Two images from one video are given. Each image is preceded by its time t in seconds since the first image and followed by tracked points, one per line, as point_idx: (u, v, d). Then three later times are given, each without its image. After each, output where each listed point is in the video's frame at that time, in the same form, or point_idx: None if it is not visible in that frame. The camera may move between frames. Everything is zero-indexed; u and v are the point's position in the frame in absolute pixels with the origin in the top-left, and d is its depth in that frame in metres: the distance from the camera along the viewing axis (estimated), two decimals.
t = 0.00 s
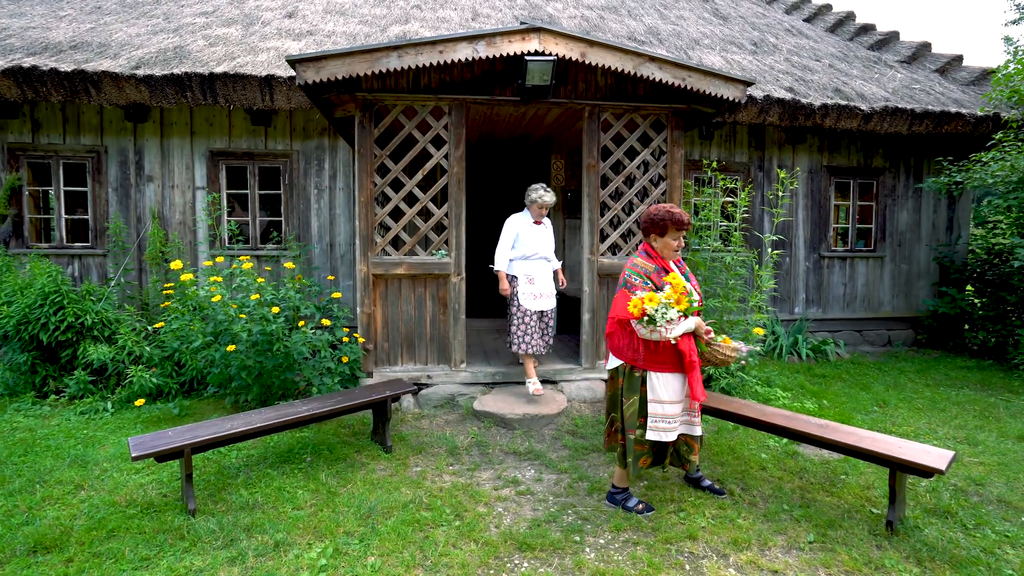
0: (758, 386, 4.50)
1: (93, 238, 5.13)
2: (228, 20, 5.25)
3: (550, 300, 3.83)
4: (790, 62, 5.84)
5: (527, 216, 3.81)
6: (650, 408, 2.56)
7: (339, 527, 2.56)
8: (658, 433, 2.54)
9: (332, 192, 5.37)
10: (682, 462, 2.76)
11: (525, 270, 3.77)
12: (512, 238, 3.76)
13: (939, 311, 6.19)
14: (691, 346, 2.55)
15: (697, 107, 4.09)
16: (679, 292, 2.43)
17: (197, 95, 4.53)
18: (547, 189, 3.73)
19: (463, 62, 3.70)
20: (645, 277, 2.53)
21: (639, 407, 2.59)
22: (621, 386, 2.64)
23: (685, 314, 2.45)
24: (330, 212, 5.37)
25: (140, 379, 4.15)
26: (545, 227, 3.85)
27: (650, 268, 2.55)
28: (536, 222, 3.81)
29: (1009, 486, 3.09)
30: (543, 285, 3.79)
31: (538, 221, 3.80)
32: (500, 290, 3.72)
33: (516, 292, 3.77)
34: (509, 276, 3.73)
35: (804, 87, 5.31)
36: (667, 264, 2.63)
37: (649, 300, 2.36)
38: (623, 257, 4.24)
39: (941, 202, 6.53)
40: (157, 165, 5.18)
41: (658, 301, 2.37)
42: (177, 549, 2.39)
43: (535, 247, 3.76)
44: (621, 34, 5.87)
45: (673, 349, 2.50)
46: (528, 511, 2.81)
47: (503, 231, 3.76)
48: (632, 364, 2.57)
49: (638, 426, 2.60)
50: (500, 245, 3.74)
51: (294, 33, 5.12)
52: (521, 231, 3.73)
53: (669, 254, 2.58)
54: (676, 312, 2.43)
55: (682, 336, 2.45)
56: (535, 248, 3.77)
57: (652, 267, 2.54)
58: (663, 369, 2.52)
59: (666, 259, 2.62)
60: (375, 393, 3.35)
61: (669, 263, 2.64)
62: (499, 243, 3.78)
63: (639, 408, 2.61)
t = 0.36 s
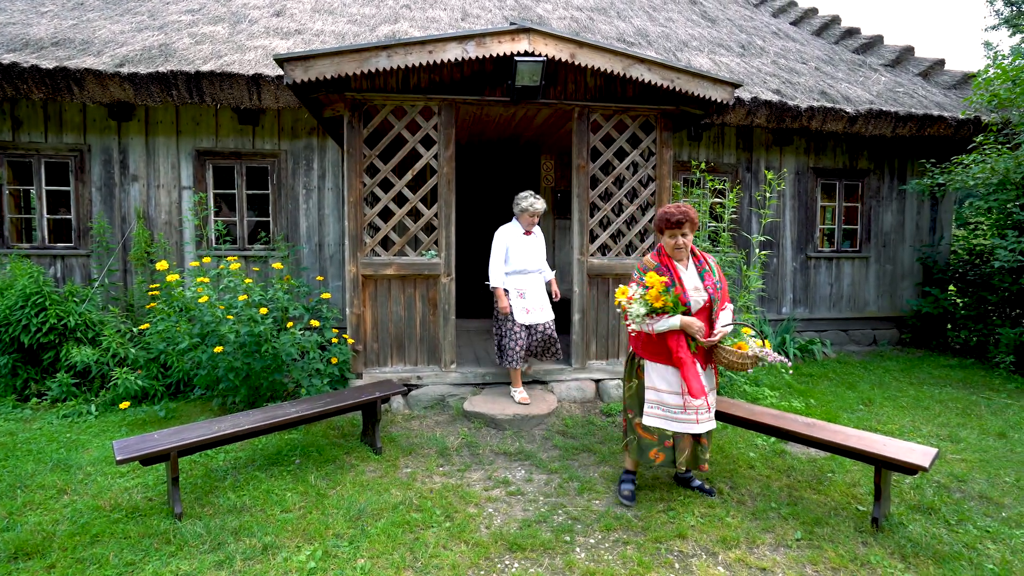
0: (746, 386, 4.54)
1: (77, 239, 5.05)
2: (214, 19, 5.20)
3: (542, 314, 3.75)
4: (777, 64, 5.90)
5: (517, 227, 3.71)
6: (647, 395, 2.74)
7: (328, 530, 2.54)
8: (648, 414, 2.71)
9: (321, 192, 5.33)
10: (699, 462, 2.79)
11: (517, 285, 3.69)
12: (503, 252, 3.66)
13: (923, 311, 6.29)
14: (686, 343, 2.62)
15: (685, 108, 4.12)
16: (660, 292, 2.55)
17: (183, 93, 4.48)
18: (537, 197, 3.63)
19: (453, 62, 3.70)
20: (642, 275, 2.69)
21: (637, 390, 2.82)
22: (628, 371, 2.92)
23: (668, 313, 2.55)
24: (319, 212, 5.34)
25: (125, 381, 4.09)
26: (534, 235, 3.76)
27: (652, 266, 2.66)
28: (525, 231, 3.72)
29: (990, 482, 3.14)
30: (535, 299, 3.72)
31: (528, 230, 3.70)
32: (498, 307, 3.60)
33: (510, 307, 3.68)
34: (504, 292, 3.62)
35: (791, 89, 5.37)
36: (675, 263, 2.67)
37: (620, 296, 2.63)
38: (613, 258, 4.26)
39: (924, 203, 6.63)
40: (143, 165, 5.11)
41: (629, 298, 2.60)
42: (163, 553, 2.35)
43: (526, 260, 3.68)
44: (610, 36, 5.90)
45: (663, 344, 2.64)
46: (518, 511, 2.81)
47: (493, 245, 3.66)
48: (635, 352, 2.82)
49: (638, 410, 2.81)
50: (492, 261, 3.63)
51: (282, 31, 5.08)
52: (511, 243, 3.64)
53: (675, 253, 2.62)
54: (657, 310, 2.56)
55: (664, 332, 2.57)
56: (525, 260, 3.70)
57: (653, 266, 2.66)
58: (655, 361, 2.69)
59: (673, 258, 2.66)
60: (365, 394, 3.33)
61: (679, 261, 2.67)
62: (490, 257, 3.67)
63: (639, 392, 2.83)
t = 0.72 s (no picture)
0: (738, 386, 4.57)
1: (65, 239, 4.99)
2: (205, 17, 5.16)
3: (538, 316, 3.70)
4: (769, 66, 5.94)
5: (517, 226, 3.64)
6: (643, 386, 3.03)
7: (321, 531, 2.53)
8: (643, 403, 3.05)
9: (313, 192, 5.30)
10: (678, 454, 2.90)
11: (512, 285, 3.65)
12: (500, 251, 3.63)
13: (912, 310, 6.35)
14: (660, 340, 2.79)
15: (678, 109, 4.14)
16: (632, 291, 2.87)
17: (173, 92, 4.44)
18: (536, 194, 3.53)
19: (446, 62, 3.69)
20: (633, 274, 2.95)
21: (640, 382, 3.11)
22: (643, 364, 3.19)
23: (641, 310, 2.83)
24: (311, 212, 5.31)
25: (115, 383, 4.05)
26: (535, 235, 3.68)
27: (639, 266, 2.89)
28: (526, 231, 3.65)
29: (978, 479, 3.18)
30: (532, 301, 3.66)
31: (528, 231, 3.63)
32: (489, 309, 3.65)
33: (503, 307, 3.67)
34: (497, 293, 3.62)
35: (782, 91, 5.41)
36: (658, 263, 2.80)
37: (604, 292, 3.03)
38: (606, 258, 4.27)
39: (913, 204, 6.71)
40: (133, 164, 5.06)
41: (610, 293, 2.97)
42: (153, 557, 2.33)
43: (524, 261, 3.60)
44: (604, 37, 5.91)
45: (643, 339, 2.90)
46: (512, 511, 2.81)
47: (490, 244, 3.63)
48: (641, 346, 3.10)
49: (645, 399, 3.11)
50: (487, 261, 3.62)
51: (274, 30, 5.05)
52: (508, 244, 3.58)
53: (656, 253, 2.74)
54: (632, 307, 2.89)
55: (638, 328, 2.85)
56: (524, 261, 3.62)
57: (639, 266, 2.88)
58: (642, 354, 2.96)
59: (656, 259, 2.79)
60: (358, 395, 3.32)
61: (663, 262, 2.78)
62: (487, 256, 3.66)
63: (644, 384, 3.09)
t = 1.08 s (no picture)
0: (731, 385, 4.59)
1: (54, 239, 4.93)
2: (197, 15, 5.12)
3: (536, 317, 3.69)
4: (761, 67, 5.98)
5: (516, 226, 3.64)
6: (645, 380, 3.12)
7: (314, 533, 2.52)
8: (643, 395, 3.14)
9: (306, 192, 5.28)
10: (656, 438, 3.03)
11: (511, 287, 3.63)
12: (498, 251, 3.63)
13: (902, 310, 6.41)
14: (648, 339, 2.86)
15: (671, 109, 4.15)
16: (623, 291, 2.89)
17: (164, 91, 4.40)
18: (534, 193, 3.54)
19: (440, 62, 3.68)
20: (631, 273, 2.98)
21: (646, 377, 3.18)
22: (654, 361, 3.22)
23: (632, 309, 2.89)
24: (304, 212, 5.28)
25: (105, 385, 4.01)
26: (535, 235, 3.67)
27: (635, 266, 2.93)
28: (525, 231, 3.64)
29: (966, 477, 3.22)
30: (530, 302, 3.65)
31: (527, 230, 3.62)
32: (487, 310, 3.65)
33: (502, 309, 3.65)
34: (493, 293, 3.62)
35: (774, 92, 5.44)
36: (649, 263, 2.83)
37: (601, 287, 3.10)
38: (599, 258, 4.28)
39: (903, 205, 6.78)
40: (123, 164, 5.01)
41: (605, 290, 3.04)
42: (144, 560, 2.31)
43: (523, 262, 3.59)
44: (597, 37, 5.93)
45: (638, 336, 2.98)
46: (506, 512, 2.81)
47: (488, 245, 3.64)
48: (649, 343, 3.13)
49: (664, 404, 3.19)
50: (485, 261, 3.62)
51: (266, 29, 5.02)
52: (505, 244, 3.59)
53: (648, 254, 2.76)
54: (625, 306, 2.91)
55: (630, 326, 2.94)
56: (522, 261, 3.61)
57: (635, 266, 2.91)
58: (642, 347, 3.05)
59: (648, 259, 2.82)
60: (351, 396, 3.30)
61: (655, 262, 2.81)
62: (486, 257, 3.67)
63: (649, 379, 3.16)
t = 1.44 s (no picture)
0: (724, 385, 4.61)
1: (43, 239, 4.88)
2: (188, 14, 5.08)
3: (532, 319, 3.67)
4: (753, 69, 6.02)
5: (504, 229, 3.65)
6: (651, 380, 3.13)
7: (307, 534, 2.50)
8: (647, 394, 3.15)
9: (299, 192, 5.25)
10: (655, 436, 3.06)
11: (504, 288, 3.63)
12: (489, 256, 3.65)
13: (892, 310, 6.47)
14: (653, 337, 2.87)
15: (664, 110, 4.17)
16: (633, 288, 2.94)
17: (155, 90, 4.36)
18: (519, 195, 3.52)
19: (434, 62, 3.68)
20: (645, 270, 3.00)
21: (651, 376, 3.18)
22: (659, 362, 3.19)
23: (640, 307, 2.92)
24: (297, 212, 5.26)
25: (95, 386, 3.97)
26: (524, 235, 3.65)
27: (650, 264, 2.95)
28: (514, 232, 3.63)
29: (956, 474, 3.25)
30: (525, 303, 3.64)
31: (515, 232, 3.62)
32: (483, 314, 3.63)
33: (498, 312, 3.65)
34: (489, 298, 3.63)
35: (766, 93, 5.48)
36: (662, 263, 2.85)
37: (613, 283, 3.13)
38: (593, 258, 4.29)
39: (894, 206, 6.84)
40: (113, 163, 4.97)
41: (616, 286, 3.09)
42: (135, 563, 2.29)
43: (512, 263, 3.58)
44: (591, 38, 5.94)
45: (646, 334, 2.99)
46: (500, 512, 2.81)
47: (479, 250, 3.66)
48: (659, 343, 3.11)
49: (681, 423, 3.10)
50: (478, 266, 3.65)
51: (259, 28, 4.99)
52: (494, 247, 3.60)
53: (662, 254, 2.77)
54: (633, 304, 2.94)
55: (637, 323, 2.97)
56: (513, 263, 3.60)
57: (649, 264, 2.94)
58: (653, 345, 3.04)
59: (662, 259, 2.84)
60: (345, 396, 3.29)
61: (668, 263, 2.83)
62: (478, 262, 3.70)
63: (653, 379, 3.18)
